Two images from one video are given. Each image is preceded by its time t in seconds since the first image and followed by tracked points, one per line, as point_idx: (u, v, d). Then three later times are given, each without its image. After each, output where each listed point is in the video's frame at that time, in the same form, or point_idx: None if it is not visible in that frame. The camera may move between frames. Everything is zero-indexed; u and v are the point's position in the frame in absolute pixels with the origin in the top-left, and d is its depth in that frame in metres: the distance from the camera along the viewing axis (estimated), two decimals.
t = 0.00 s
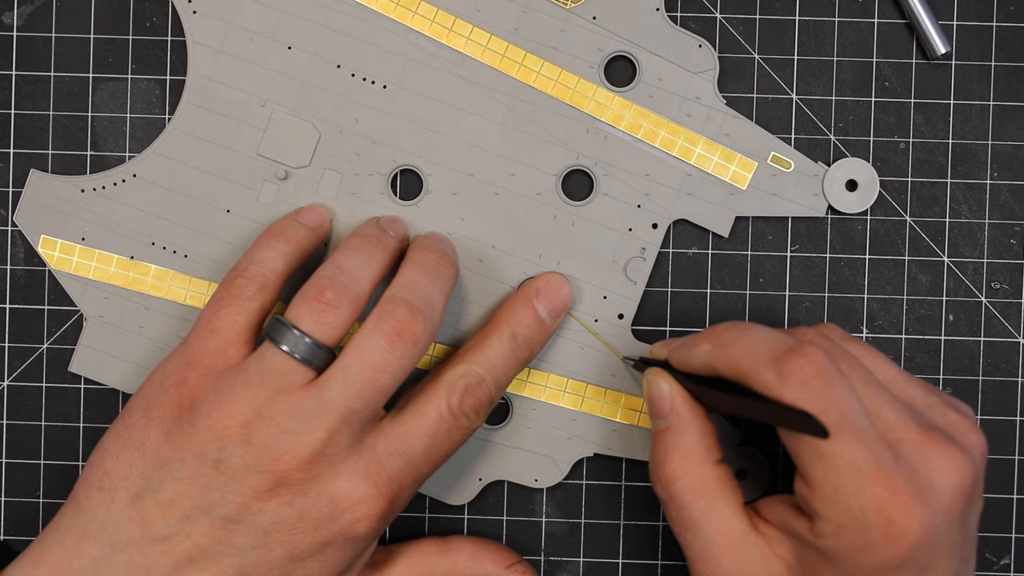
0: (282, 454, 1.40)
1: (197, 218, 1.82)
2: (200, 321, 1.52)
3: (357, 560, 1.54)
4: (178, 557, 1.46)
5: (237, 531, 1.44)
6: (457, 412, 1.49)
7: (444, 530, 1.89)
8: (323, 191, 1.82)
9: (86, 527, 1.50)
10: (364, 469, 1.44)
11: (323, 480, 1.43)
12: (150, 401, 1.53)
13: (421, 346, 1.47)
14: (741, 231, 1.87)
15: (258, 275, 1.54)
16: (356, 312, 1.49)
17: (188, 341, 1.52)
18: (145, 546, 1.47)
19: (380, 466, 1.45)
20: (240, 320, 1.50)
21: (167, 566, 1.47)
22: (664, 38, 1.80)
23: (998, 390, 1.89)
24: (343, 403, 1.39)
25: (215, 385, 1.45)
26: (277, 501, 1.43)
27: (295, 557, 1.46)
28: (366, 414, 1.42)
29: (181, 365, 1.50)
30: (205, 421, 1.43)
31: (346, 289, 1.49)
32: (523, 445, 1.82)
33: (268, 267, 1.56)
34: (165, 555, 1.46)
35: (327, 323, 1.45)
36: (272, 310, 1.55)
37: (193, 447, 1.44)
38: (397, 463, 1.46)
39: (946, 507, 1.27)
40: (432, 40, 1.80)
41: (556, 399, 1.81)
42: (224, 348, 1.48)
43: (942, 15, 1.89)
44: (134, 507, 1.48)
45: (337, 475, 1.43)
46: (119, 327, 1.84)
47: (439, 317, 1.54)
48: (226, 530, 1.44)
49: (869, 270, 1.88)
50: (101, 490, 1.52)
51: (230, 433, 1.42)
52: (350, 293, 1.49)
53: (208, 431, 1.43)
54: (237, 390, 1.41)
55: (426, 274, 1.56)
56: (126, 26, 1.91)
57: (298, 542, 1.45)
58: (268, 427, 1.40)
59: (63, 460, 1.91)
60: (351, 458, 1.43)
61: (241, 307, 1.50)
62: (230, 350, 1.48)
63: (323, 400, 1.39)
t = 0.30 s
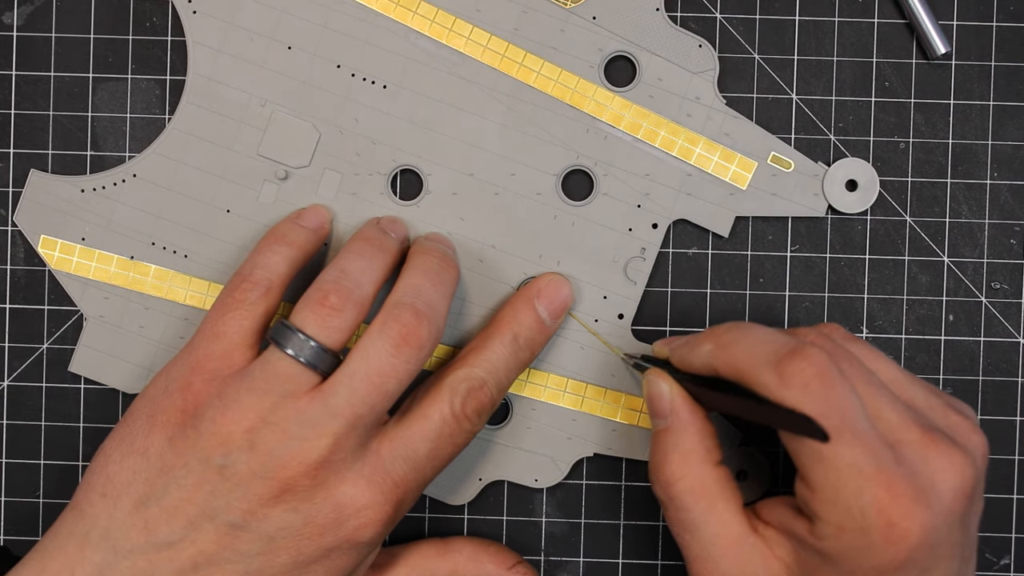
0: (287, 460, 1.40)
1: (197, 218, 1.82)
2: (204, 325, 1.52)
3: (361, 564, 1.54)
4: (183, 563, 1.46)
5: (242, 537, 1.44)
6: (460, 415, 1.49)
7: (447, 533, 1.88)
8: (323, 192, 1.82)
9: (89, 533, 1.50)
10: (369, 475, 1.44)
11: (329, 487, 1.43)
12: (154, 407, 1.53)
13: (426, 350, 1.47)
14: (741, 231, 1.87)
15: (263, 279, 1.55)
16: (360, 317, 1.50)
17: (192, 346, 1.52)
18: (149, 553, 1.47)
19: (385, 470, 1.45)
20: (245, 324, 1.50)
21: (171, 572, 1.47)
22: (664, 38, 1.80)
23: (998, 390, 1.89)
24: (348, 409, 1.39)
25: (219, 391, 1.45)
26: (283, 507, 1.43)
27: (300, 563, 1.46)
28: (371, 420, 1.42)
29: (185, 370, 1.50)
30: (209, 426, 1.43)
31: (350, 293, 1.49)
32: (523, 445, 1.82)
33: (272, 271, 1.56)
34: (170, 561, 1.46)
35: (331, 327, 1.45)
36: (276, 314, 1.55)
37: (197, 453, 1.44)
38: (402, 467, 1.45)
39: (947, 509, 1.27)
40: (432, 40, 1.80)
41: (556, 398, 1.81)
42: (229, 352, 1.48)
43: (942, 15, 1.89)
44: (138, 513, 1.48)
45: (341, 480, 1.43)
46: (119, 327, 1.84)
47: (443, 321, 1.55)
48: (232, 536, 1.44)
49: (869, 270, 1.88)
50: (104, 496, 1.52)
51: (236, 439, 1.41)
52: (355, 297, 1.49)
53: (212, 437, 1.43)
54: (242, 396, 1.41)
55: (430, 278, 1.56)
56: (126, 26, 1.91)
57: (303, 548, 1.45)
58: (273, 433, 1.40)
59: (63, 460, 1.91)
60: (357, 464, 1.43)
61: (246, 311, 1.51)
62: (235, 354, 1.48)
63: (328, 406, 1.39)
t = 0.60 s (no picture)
0: (287, 459, 1.40)
1: (197, 219, 1.82)
2: (204, 323, 1.52)
3: (361, 562, 1.55)
4: (182, 561, 1.46)
5: (241, 536, 1.44)
6: (460, 415, 1.49)
7: (447, 533, 1.89)
8: (323, 191, 1.82)
9: (88, 531, 1.50)
10: (368, 473, 1.44)
11: (328, 486, 1.43)
12: (154, 406, 1.53)
13: (426, 350, 1.47)
14: (741, 231, 1.87)
15: (264, 278, 1.55)
16: (361, 316, 1.50)
17: (192, 344, 1.52)
18: (149, 550, 1.47)
19: (384, 469, 1.45)
20: (245, 323, 1.50)
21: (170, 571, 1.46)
22: (664, 38, 1.80)
23: (998, 390, 1.89)
24: (349, 408, 1.39)
25: (219, 389, 1.45)
26: (282, 506, 1.43)
27: (300, 562, 1.46)
28: (371, 419, 1.42)
29: (185, 368, 1.50)
30: (209, 425, 1.43)
31: (351, 292, 1.49)
32: (523, 445, 1.82)
33: (273, 270, 1.56)
34: (169, 559, 1.46)
35: (332, 326, 1.45)
36: (277, 313, 1.56)
37: (197, 451, 1.44)
38: (401, 466, 1.46)
39: (909, 486, 1.26)
40: (432, 40, 1.80)
41: (556, 399, 1.81)
42: (229, 351, 1.48)
43: (942, 15, 1.89)
44: (138, 512, 1.48)
45: (341, 479, 1.43)
46: (119, 326, 1.84)
47: (444, 321, 1.55)
48: (231, 535, 1.44)
49: (869, 270, 1.88)
50: (104, 494, 1.52)
51: (235, 437, 1.41)
52: (356, 296, 1.49)
53: (212, 435, 1.43)
54: (242, 395, 1.41)
55: (430, 278, 1.56)
56: (126, 26, 1.91)
57: (303, 547, 1.45)
58: (273, 431, 1.40)
59: (63, 459, 1.91)
60: (356, 463, 1.43)
61: (246, 310, 1.51)
62: (235, 353, 1.48)
63: (329, 405, 1.39)
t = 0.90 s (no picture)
0: (287, 459, 1.40)
1: (197, 218, 1.82)
2: (204, 323, 1.52)
3: (362, 562, 1.55)
4: (182, 561, 1.46)
5: (241, 535, 1.44)
6: (460, 415, 1.49)
7: (448, 533, 1.89)
8: (323, 191, 1.82)
9: (89, 530, 1.50)
10: (368, 473, 1.44)
11: (328, 485, 1.43)
12: (154, 405, 1.53)
13: (426, 349, 1.47)
14: (741, 232, 1.87)
15: (264, 277, 1.55)
16: (362, 315, 1.50)
17: (193, 344, 1.52)
18: (149, 550, 1.47)
19: (385, 469, 1.45)
20: (245, 322, 1.50)
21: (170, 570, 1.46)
22: (665, 38, 1.80)
23: (997, 390, 1.89)
24: (349, 408, 1.39)
25: (219, 389, 1.45)
26: (282, 506, 1.43)
27: (299, 561, 1.46)
28: (371, 419, 1.42)
29: (185, 368, 1.50)
30: (209, 424, 1.43)
31: (351, 292, 1.49)
32: (523, 445, 1.82)
33: (273, 270, 1.56)
34: (169, 559, 1.46)
35: (332, 326, 1.45)
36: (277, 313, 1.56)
37: (197, 451, 1.44)
38: (401, 466, 1.45)
39: (901, 484, 1.26)
40: (432, 40, 1.80)
41: (556, 399, 1.81)
42: (229, 351, 1.48)
43: (942, 15, 1.89)
44: (138, 512, 1.48)
45: (342, 479, 1.43)
46: (119, 327, 1.84)
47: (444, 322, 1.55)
48: (231, 534, 1.44)
49: (869, 270, 1.88)
50: (104, 494, 1.52)
51: (235, 437, 1.41)
52: (356, 296, 1.49)
53: (212, 435, 1.42)
54: (242, 394, 1.41)
55: (430, 278, 1.56)
56: (126, 26, 1.91)
57: (303, 547, 1.45)
58: (273, 431, 1.40)
59: (63, 459, 1.91)
60: (356, 463, 1.43)
61: (246, 310, 1.51)
62: (235, 353, 1.48)
63: (329, 405, 1.39)
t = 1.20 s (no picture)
0: (287, 458, 1.40)
1: (197, 218, 1.82)
2: (204, 323, 1.52)
3: (362, 562, 1.55)
4: (182, 561, 1.46)
5: (241, 535, 1.44)
6: (460, 415, 1.49)
7: (447, 533, 1.88)
8: (323, 191, 1.82)
9: (89, 530, 1.50)
10: (368, 473, 1.44)
11: (328, 486, 1.43)
12: (154, 405, 1.52)
13: (426, 350, 1.47)
14: (741, 232, 1.87)
15: (264, 277, 1.55)
16: (362, 315, 1.50)
17: (193, 344, 1.52)
18: (149, 550, 1.47)
19: (385, 469, 1.45)
20: (246, 323, 1.50)
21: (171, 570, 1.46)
22: (664, 38, 1.80)
23: (998, 390, 1.89)
24: (349, 407, 1.39)
25: (219, 389, 1.45)
26: (282, 506, 1.42)
27: (299, 561, 1.46)
28: (371, 419, 1.42)
29: (185, 368, 1.50)
30: (209, 424, 1.43)
31: (352, 292, 1.49)
32: (523, 445, 1.82)
33: (273, 269, 1.56)
34: (170, 559, 1.46)
35: (332, 326, 1.45)
36: (276, 312, 1.56)
37: (197, 451, 1.44)
38: (401, 466, 1.45)
39: (897, 483, 1.26)
40: (432, 40, 1.80)
41: (556, 399, 1.81)
42: (229, 351, 1.48)
43: (941, 15, 1.89)
44: (138, 512, 1.48)
45: (342, 479, 1.43)
46: (119, 326, 1.84)
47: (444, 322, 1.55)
48: (231, 534, 1.44)
49: (869, 270, 1.88)
50: (104, 493, 1.52)
51: (236, 437, 1.41)
52: (356, 296, 1.49)
53: (212, 435, 1.42)
54: (242, 394, 1.41)
55: (430, 278, 1.56)
56: (126, 26, 1.91)
57: (303, 547, 1.45)
58: (273, 431, 1.40)
59: (63, 459, 1.91)
60: (356, 463, 1.43)
61: (246, 310, 1.51)
62: (235, 353, 1.48)
63: (329, 405, 1.39)
